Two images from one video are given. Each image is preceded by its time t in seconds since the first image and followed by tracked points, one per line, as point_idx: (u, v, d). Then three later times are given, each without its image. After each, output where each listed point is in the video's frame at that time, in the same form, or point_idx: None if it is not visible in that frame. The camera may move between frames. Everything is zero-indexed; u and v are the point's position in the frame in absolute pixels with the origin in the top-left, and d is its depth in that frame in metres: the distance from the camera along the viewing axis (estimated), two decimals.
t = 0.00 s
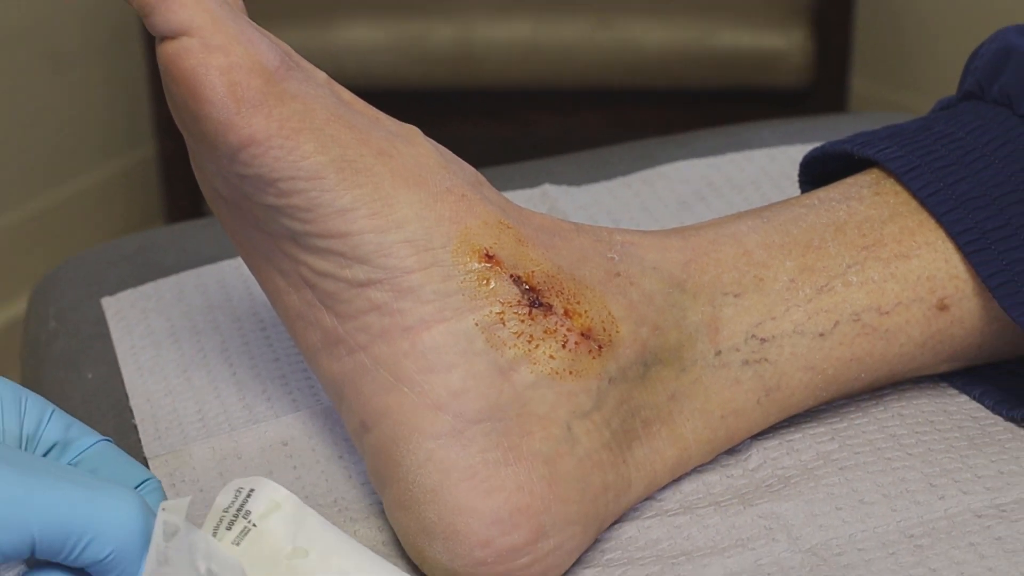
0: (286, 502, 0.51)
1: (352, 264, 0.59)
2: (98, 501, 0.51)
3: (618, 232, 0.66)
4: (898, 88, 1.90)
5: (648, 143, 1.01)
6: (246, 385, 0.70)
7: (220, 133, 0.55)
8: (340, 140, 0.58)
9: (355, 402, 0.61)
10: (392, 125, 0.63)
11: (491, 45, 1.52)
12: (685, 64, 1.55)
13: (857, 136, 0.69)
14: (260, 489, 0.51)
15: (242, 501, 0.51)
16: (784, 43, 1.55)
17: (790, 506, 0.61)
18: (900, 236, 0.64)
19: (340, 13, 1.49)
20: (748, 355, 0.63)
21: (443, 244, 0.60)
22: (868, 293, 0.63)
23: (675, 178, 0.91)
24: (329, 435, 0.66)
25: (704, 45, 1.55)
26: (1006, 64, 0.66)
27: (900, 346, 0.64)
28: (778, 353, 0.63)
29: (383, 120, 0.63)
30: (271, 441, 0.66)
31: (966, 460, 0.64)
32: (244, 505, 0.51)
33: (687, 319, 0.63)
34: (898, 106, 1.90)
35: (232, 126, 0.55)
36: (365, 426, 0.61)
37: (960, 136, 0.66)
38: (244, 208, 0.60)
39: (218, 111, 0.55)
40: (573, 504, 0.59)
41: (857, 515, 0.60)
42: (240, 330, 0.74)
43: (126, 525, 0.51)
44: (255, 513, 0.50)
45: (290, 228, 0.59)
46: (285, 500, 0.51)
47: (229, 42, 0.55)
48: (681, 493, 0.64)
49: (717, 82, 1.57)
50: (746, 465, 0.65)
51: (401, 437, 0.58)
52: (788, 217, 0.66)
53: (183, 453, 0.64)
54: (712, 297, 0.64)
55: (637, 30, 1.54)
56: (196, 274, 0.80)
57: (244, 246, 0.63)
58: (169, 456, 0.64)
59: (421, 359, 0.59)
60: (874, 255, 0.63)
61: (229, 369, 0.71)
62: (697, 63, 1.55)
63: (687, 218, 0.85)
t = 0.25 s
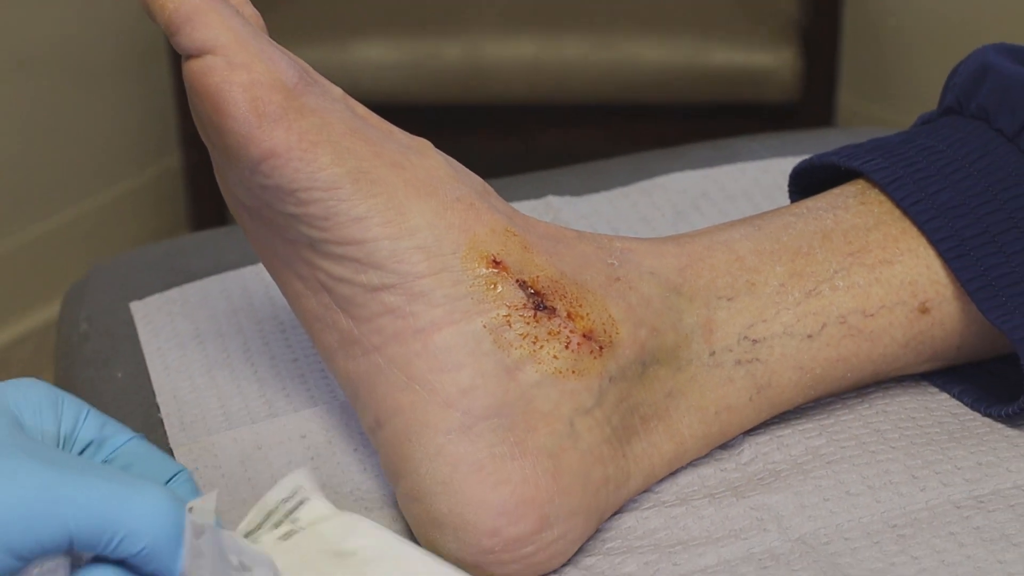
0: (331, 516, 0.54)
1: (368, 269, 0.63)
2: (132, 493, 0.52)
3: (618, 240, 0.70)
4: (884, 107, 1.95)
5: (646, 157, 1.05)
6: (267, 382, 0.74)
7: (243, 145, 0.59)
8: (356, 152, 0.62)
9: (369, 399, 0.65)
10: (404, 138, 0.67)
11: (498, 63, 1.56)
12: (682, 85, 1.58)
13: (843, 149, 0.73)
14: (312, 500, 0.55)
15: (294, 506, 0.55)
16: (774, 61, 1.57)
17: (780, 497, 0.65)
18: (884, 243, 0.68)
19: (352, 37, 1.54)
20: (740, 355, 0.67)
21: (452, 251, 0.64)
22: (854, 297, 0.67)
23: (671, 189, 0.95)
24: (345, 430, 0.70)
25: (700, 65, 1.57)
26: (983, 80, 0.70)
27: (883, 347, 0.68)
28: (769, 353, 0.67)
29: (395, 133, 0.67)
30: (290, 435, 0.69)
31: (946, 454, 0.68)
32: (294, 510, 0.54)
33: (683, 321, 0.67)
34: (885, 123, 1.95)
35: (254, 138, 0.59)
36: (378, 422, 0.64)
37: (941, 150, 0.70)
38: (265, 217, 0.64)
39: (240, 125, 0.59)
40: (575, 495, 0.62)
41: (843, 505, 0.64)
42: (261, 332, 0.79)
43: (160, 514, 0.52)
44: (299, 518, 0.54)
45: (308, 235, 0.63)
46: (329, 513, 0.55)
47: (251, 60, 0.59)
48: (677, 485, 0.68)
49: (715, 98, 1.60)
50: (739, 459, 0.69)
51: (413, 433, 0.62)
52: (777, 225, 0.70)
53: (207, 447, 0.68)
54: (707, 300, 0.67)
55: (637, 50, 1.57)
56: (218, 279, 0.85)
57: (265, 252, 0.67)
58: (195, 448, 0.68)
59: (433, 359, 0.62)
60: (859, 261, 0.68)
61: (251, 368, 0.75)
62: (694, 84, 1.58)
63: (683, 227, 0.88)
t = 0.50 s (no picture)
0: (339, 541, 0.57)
1: (379, 273, 0.66)
2: (155, 500, 0.51)
3: (618, 245, 0.73)
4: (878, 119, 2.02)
5: (645, 165, 1.09)
6: (283, 382, 0.77)
7: (259, 155, 0.62)
8: (368, 162, 0.65)
9: (380, 398, 0.67)
10: (415, 149, 0.70)
11: (500, 79, 1.59)
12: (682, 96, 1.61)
13: (833, 159, 0.77)
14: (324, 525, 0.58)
15: (306, 528, 0.58)
16: (763, 74, 1.60)
17: (773, 491, 0.68)
18: (872, 248, 0.71)
19: (363, 51, 1.57)
20: (735, 355, 0.70)
21: (459, 256, 0.67)
22: (844, 300, 0.70)
23: (670, 196, 0.98)
24: (356, 428, 0.73)
25: (698, 77, 1.60)
26: (967, 93, 0.74)
27: (872, 348, 0.71)
28: (762, 354, 0.70)
29: (406, 144, 0.70)
30: (305, 432, 0.73)
31: (931, 450, 0.71)
32: (305, 532, 0.58)
33: (680, 322, 0.70)
34: (877, 135, 2.02)
35: (270, 149, 0.62)
36: (389, 420, 0.67)
37: (926, 158, 0.74)
38: (281, 224, 0.67)
39: (257, 136, 0.62)
40: (576, 490, 0.65)
41: (833, 499, 0.67)
42: (277, 333, 0.82)
43: (127, 501, 0.50)
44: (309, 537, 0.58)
45: (322, 241, 0.66)
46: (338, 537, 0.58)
47: (267, 74, 0.62)
48: (675, 480, 0.71)
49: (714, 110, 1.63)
50: (734, 455, 0.72)
51: (423, 429, 0.65)
52: (770, 231, 0.73)
53: (225, 444, 0.71)
54: (703, 303, 0.71)
55: (635, 63, 1.61)
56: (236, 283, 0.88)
57: (281, 257, 0.70)
58: (214, 446, 0.71)
59: (441, 360, 0.65)
60: (849, 265, 0.71)
61: (267, 368, 0.78)
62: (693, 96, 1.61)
63: (681, 232, 0.92)
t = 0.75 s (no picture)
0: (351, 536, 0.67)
1: (389, 277, 0.68)
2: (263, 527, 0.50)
3: (618, 250, 0.76)
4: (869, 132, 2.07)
5: (643, 174, 1.12)
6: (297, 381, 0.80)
7: (275, 164, 0.65)
8: (379, 171, 0.68)
9: (390, 396, 0.70)
10: (424, 159, 0.73)
11: (510, 90, 1.63)
12: (674, 107, 1.65)
13: (824, 168, 0.81)
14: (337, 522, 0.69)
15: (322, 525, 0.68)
16: (753, 86, 1.63)
17: (766, 485, 0.72)
18: (861, 253, 0.76)
19: (375, 64, 1.62)
20: (729, 355, 0.73)
21: (466, 260, 0.70)
22: (834, 303, 0.74)
23: (667, 202, 1.01)
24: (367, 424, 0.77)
25: (693, 89, 1.63)
26: (951, 104, 0.78)
27: (861, 347, 0.75)
28: (756, 354, 0.74)
29: (415, 153, 0.73)
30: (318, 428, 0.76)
31: (918, 447, 0.74)
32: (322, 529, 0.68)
33: (677, 323, 0.73)
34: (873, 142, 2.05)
35: (285, 158, 0.64)
36: (399, 418, 0.70)
37: (913, 167, 0.77)
38: (294, 229, 0.69)
39: (273, 146, 0.64)
40: (579, 484, 0.68)
41: (823, 493, 0.71)
42: (292, 334, 0.86)
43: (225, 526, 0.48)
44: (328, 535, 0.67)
45: (334, 246, 0.68)
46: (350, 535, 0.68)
47: (282, 87, 0.65)
48: (672, 475, 0.74)
49: (706, 120, 1.66)
50: (729, 451, 0.76)
51: (431, 426, 0.67)
52: (762, 237, 0.77)
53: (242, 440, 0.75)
54: (699, 306, 0.74)
55: (633, 77, 1.64)
56: (252, 286, 0.92)
57: (294, 261, 0.73)
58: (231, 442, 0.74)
59: (449, 360, 0.67)
60: (839, 269, 0.75)
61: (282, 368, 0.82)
62: (687, 107, 1.65)
63: (678, 237, 0.95)
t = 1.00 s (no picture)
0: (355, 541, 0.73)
1: (396, 279, 0.70)
2: (237, 487, 0.54)
3: (618, 254, 0.79)
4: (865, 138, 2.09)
5: (643, 179, 1.14)
6: (306, 381, 0.83)
7: (285, 170, 0.67)
8: (386, 177, 0.70)
9: (396, 395, 0.72)
10: (430, 165, 0.75)
11: (516, 99, 1.65)
12: (673, 115, 1.67)
13: (818, 173, 0.84)
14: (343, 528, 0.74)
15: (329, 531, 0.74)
16: (751, 95, 1.65)
17: (761, 481, 0.74)
18: (854, 257, 0.78)
19: (383, 70, 1.64)
20: (726, 356, 0.76)
21: (471, 263, 0.72)
22: (828, 305, 0.77)
23: (667, 207, 1.04)
24: (374, 422, 0.79)
25: (690, 99, 1.66)
26: (941, 111, 0.80)
27: (853, 348, 0.78)
28: (752, 354, 0.76)
29: (421, 160, 0.75)
30: (327, 426, 0.78)
31: (909, 445, 0.76)
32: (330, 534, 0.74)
33: (675, 325, 0.75)
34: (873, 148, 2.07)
35: (296, 165, 0.67)
36: (405, 416, 0.72)
37: (905, 173, 0.80)
38: (304, 233, 0.72)
39: (283, 153, 0.66)
40: (579, 480, 0.70)
41: (817, 489, 0.73)
42: (301, 335, 0.88)
43: (281, 504, 0.55)
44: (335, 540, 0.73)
45: (342, 249, 0.71)
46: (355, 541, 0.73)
47: (292, 95, 0.67)
48: (670, 472, 0.77)
49: (703, 127, 1.69)
50: (725, 448, 0.78)
51: (435, 424, 0.69)
52: (757, 241, 0.80)
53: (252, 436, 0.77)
54: (696, 308, 0.76)
55: (634, 86, 1.66)
56: (263, 288, 0.95)
57: (304, 264, 0.75)
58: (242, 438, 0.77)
59: (453, 359, 0.70)
60: (832, 272, 0.78)
61: (292, 368, 0.84)
62: (685, 116, 1.67)
63: (676, 241, 0.97)
